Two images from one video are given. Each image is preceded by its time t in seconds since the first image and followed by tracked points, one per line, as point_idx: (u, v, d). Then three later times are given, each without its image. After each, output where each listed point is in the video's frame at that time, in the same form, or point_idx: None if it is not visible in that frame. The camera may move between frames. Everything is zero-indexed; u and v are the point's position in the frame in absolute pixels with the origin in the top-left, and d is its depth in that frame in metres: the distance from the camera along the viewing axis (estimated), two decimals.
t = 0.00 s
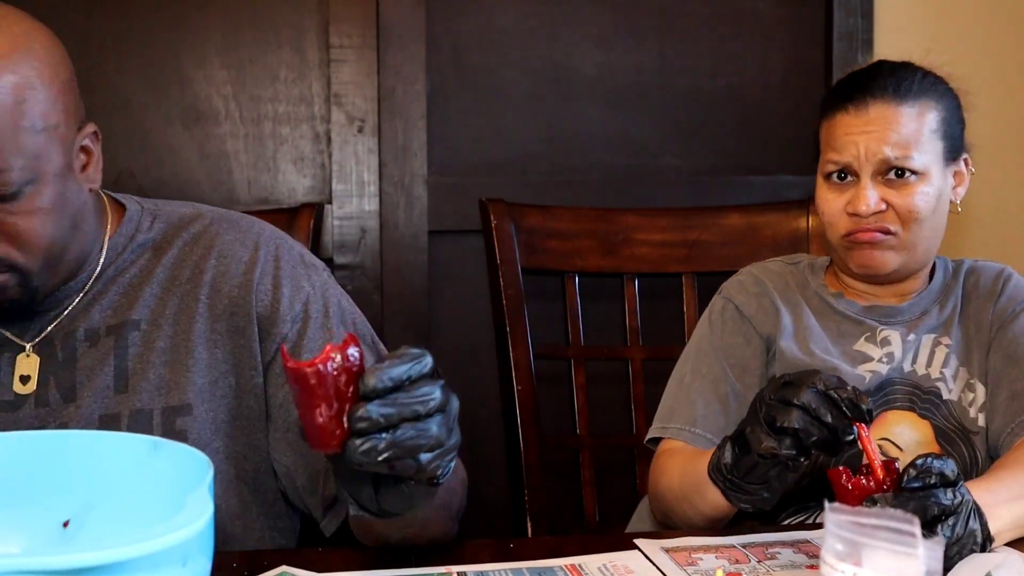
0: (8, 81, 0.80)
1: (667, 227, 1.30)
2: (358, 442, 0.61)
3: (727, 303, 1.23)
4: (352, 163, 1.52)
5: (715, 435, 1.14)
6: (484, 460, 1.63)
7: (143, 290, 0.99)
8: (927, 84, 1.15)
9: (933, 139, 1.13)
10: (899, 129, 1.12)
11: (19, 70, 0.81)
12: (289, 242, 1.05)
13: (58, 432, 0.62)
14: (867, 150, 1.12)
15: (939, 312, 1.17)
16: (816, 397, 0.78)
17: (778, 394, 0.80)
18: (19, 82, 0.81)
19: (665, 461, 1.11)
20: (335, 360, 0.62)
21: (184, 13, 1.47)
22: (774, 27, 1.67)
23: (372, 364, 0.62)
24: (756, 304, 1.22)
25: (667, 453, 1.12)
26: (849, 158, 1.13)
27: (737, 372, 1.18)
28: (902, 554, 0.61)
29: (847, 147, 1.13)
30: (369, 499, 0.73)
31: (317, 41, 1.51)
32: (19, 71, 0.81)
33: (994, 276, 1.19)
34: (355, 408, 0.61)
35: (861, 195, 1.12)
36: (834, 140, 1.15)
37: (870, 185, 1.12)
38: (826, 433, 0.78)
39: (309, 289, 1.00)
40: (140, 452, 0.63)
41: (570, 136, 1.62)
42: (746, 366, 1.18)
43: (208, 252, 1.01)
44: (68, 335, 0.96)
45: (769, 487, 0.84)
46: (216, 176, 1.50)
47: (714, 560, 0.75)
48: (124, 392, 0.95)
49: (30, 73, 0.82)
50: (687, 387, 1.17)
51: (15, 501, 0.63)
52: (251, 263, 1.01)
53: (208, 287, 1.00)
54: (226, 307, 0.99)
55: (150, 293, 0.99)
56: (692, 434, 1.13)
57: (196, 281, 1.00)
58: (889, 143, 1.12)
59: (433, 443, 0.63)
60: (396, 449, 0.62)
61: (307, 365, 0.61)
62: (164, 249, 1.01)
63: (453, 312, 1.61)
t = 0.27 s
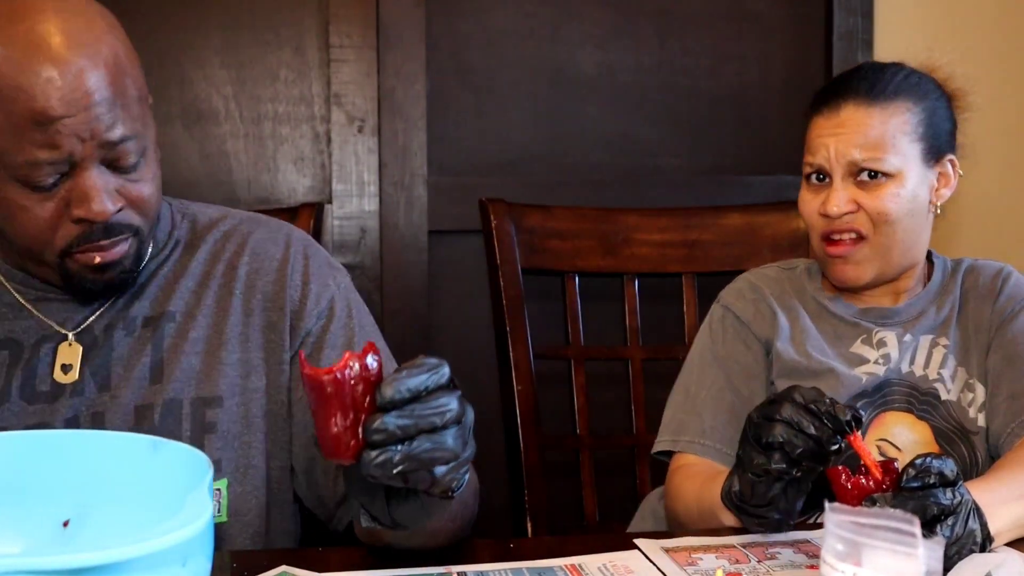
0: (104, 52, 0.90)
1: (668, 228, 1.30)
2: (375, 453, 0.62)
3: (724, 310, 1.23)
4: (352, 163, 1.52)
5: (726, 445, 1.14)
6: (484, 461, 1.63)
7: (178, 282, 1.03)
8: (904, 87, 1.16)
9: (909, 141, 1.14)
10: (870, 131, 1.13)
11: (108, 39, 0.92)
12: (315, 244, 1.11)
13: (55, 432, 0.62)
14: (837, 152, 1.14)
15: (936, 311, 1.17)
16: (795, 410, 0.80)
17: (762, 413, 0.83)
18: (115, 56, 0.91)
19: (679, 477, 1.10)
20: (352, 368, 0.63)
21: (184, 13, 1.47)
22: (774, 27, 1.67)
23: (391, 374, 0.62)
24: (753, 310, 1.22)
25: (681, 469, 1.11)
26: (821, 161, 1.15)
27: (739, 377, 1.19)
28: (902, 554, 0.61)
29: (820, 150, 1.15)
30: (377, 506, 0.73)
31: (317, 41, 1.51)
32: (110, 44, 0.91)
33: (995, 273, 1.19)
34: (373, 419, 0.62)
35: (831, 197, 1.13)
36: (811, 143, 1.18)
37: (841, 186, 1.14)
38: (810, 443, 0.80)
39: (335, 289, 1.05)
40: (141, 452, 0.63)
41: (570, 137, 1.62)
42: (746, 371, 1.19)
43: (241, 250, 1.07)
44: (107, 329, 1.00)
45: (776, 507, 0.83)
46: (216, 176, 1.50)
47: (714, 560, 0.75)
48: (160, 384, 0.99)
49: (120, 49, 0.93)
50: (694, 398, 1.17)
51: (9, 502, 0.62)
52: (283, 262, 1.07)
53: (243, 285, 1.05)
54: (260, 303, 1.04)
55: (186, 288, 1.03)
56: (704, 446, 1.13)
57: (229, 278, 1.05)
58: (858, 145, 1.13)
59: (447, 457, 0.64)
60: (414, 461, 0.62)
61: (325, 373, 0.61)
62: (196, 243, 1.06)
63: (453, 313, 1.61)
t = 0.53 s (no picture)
0: (124, 76, 0.86)
1: (667, 227, 1.30)
2: (379, 468, 0.66)
3: (727, 309, 1.23)
4: (352, 163, 1.51)
5: (729, 444, 1.14)
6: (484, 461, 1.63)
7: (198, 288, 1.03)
8: (898, 89, 1.16)
9: (904, 142, 1.14)
10: (866, 133, 1.13)
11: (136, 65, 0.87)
12: (333, 243, 1.12)
13: (55, 433, 0.62)
14: (834, 155, 1.14)
15: (936, 310, 1.18)
16: (798, 408, 0.80)
17: (766, 411, 0.83)
18: (136, 84, 0.87)
19: (687, 476, 1.10)
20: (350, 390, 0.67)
21: (184, 12, 1.46)
22: (774, 27, 1.67)
23: (392, 392, 0.66)
24: (755, 309, 1.22)
25: (687, 469, 1.11)
26: (817, 163, 1.15)
27: (741, 377, 1.19)
28: (902, 555, 0.62)
29: (816, 152, 1.15)
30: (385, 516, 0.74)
31: (317, 41, 1.51)
32: (135, 69, 0.87)
33: (996, 274, 1.19)
34: (376, 436, 0.66)
35: (828, 199, 1.13)
36: (807, 146, 1.17)
37: (838, 189, 1.14)
38: (811, 442, 0.79)
39: (353, 290, 1.07)
40: (140, 452, 0.63)
41: (570, 137, 1.62)
42: (748, 370, 1.19)
43: (265, 252, 1.07)
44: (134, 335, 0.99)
45: (782, 511, 0.80)
46: (216, 176, 1.50)
47: (714, 560, 0.75)
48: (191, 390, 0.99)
49: (144, 73, 0.88)
50: (697, 399, 1.17)
51: (9, 503, 0.62)
52: (306, 263, 1.07)
53: (269, 287, 1.06)
54: (287, 306, 1.05)
55: (211, 293, 1.03)
56: (708, 446, 1.13)
57: (257, 279, 1.05)
58: (855, 148, 1.13)
59: (452, 467, 0.68)
60: (418, 473, 0.66)
61: (328, 394, 0.66)
62: (214, 251, 1.06)
63: (453, 313, 1.61)
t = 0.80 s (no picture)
0: (160, 100, 0.82)
1: (667, 227, 1.30)
2: (399, 503, 0.68)
3: (728, 308, 1.23)
4: (352, 163, 1.51)
5: (731, 442, 1.14)
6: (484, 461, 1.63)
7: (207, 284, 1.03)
8: (905, 90, 1.16)
9: (910, 144, 1.14)
10: (872, 135, 1.13)
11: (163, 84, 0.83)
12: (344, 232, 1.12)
13: (55, 434, 0.62)
14: (839, 157, 1.14)
15: (940, 309, 1.18)
16: (800, 408, 0.81)
17: (768, 412, 0.84)
18: (170, 103, 0.84)
19: (688, 476, 1.10)
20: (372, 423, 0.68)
21: (183, 13, 1.46)
22: (774, 28, 1.67)
23: (417, 426, 0.69)
24: (756, 309, 1.22)
25: (690, 468, 1.11)
26: (823, 165, 1.15)
27: (744, 377, 1.19)
28: (902, 554, 0.62)
29: (822, 154, 1.15)
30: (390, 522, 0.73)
31: (317, 41, 1.51)
32: (166, 90, 0.84)
33: (999, 276, 1.18)
34: (399, 471, 0.68)
35: (833, 201, 1.13)
36: (814, 147, 1.17)
37: (844, 191, 1.14)
38: (814, 441, 0.80)
39: (361, 280, 1.07)
40: (140, 452, 0.63)
41: (570, 137, 1.62)
42: (751, 368, 1.19)
43: (273, 243, 1.07)
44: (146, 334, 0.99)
45: (784, 510, 0.79)
46: (216, 176, 1.50)
47: (714, 560, 0.75)
48: (205, 388, 1.00)
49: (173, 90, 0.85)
50: (700, 397, 1.17)
51: (9, 502, 0.62)
52: (314, 255, 1.08)
53: (278, 281, 1.06)
54: (295, 299, 1.06)
55: (221, 288, 1.03)
56: (710, 444, 1.13)
57: (265, 273, 1.06)
58: (861, 149, 1.13)
59: (472, 499, 0.71)
60: (437, 508, 0.69)
61: (353, 427, 0.67)
62: (219, 240, 1.05)
63: (453, 313, 1.61)
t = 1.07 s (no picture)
0: (165, 108, 0.80)
1: (667, 227, 1.30)
2: (365, 503, 0.67)
3: (730, 307, 1.23)
4: (352, 163, 1.51)
5: (732, 441, 1.14)
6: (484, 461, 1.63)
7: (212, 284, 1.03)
8: (910, 91, 1.16)
9: (916, 145, 1.14)
10: (880, 136, 1.13)
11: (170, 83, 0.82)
12: (348, 226, 1.12)
13: (55, 434, 0.62)
14: (846, 157, 1.13)
15: (942, 309, 1.18)
16: (798, 408, 0.81)
17: (767, 413, 0.84)
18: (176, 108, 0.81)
19: (689, 475, 1.10)
20: (331, 425, 0.68)
21: (183, 13, 1.46)
22: (774, 28, 1.67)
23: (379, 428, 0.67)
24: (761, 308, 1.22)
25: (691, 467, 1.11)
26: (829, 165, 1.15)
27: (746, 377, 1.19)
28: (902, 554, 0.62)
29: (828, 154, 1.15)
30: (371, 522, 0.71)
31: (317, 41, 1.51)
32: (169, 97, 0.81)
33: (1000, 277, 1.18)
34: (362, 471, 0.67)
35: (840, 201, 1.13)
36: (819, 147, 1.17)
37: (850, 191, 1.14)
38: (812, 441, 0.80)
39: (370, 277, 1.07)
40: (140, 452, 0.63)
41: (570, 136, 1.62)
42: (753, 367, 1.20)
43: (282, 241, 1.07)
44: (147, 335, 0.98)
45: (780, 511, 0.79)
46: (216, 176, 1.50)
47: (714, 560, 0.75)
48: (205, 387, 1.00)
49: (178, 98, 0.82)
50: (701, 397, 1.17)
51: (9, 502, 0.62)
52: (323, 251, 1.08)
53: (285, 279, 1.06)
54: (304, 297, 1.06)
55: (227, 288, 1.04)
56: (710, 442, 1.13)
57: (273, 270, 1.06)
58: (868, 150, 1.13)
59: (444, 498, 0.68)
60: (405, 508, 0.67)
61: (313, 429, 0.67)
62: (224, 241, 1.04)
63: (453, 313, 1.61)
